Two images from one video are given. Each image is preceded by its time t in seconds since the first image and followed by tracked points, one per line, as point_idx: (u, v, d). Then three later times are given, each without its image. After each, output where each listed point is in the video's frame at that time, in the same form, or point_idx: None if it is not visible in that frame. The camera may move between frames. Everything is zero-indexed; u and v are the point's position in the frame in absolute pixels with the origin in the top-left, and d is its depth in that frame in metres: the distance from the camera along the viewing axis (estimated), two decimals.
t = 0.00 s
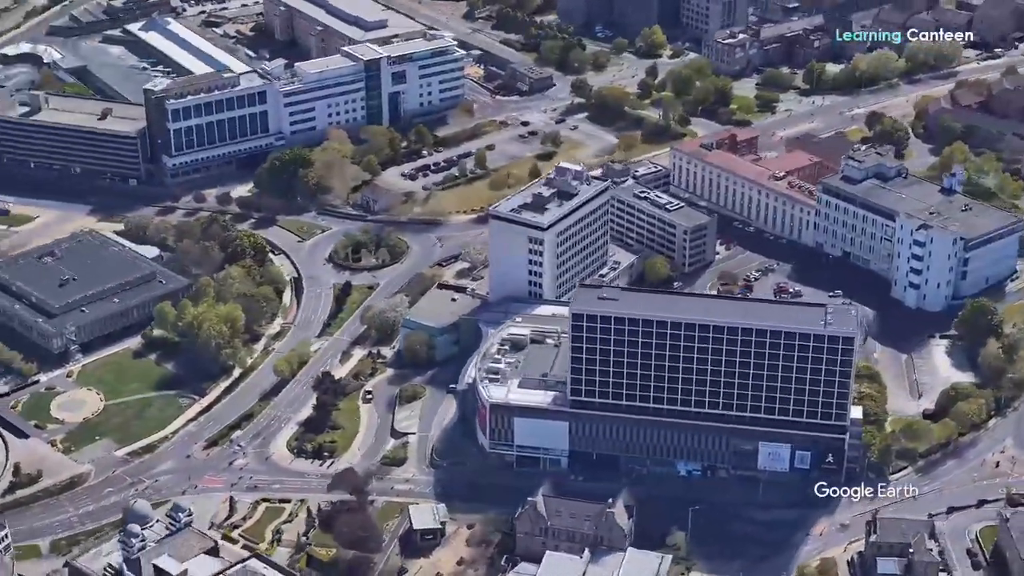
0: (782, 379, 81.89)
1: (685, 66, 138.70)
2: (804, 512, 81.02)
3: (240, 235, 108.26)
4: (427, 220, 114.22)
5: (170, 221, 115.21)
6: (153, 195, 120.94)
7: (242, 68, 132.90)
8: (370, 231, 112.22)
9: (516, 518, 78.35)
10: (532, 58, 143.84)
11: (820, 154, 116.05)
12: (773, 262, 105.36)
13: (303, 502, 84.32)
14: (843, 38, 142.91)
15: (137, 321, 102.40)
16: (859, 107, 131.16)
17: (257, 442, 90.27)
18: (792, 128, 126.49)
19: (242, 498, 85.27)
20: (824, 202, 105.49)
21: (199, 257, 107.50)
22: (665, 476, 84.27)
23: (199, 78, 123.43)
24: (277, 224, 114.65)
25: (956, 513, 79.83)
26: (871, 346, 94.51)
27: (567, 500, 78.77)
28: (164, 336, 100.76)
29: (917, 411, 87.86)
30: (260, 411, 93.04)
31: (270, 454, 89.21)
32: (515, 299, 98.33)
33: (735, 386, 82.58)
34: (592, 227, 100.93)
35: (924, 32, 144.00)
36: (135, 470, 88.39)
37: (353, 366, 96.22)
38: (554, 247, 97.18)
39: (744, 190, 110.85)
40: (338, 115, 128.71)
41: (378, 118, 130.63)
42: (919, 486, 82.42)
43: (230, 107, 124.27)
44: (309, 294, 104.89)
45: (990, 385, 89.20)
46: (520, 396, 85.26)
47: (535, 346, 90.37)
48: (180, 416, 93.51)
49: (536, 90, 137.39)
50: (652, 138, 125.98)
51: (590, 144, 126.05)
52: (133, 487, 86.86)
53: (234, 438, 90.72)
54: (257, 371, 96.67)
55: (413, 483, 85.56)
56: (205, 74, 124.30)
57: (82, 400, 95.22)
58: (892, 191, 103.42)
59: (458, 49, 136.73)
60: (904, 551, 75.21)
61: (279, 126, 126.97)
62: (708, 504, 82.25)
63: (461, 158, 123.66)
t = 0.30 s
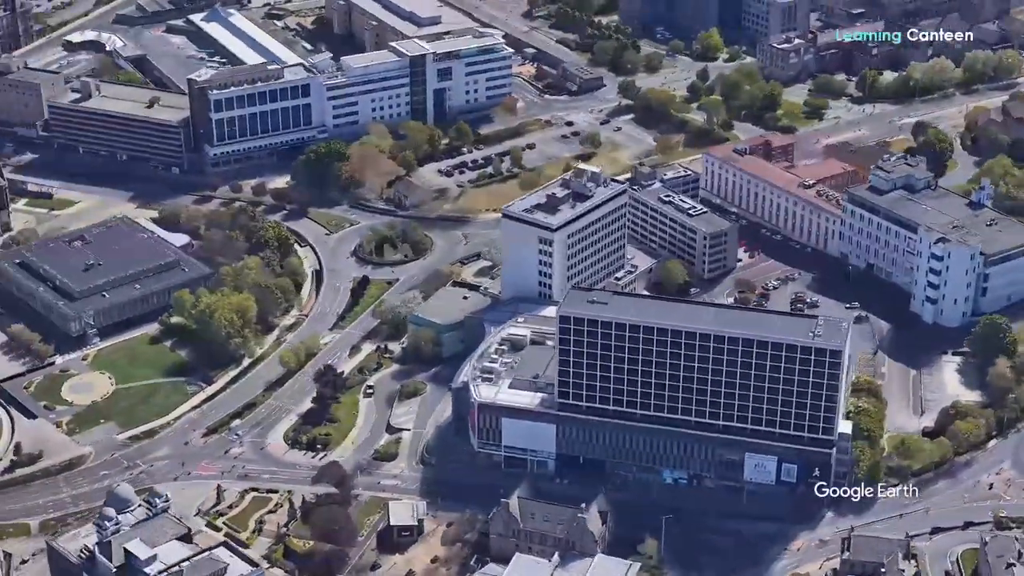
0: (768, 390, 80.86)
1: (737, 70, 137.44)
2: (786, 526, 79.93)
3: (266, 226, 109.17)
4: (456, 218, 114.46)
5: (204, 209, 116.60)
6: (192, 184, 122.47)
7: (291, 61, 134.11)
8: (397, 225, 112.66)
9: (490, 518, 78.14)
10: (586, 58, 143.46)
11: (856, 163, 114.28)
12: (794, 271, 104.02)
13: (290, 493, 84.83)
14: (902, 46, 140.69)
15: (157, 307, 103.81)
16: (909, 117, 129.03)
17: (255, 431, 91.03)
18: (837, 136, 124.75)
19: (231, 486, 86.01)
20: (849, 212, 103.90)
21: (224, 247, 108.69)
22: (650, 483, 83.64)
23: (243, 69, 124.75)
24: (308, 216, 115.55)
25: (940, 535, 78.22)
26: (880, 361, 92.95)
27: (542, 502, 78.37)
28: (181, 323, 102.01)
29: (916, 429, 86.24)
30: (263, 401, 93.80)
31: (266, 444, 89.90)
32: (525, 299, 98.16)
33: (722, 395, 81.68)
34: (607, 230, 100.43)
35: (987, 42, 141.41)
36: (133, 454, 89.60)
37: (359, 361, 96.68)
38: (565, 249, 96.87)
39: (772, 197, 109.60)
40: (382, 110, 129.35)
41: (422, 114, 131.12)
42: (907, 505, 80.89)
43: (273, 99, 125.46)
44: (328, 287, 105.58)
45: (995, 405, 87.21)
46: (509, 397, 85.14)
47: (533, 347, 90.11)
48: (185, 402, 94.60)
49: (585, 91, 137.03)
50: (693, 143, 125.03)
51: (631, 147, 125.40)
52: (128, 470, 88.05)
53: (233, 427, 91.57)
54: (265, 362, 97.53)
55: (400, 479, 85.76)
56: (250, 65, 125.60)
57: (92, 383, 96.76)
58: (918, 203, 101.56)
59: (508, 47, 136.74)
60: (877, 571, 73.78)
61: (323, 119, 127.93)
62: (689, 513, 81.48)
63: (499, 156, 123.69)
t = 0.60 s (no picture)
0: (752, 401, 79.76)
1: (792, 76, 135.74)
2: (765, 539, 78.80)
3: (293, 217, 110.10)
4: (486, 216, 114.52)
5: (240, 199, 117.91)
6: (235, 173, 123.90)
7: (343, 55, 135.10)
8: (427, 222, 112.96)
9: (463, 518, 78.07)
10: (643, 60, 142.65)
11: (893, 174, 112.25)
12: (816, 282, 102.49)
13: (278, 483, 85.48)
14: (964, 56, 137.98)
15: (179, 294, 105.16)
16: (962, 128, 126.49)
17: (256, 421, 91.85)
18: (883, 145, 122.66)
19: (223, 474, 86.87)
20: (874, 223, 102.13)
21: (252, 237, 109.81)
22: (634, 489, 82.95)
23: (289, 62, 125.94)
24: (341, 209, 116.33)
25: (919, 555, 76.59)
26: (887, 376, 91.27)
27: (516, 504, 78.12)
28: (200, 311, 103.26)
29: (912, 447, 84.53)
30: (268, 390, 94.60)
31: (264, 434, 90.66)
32: (535, 300, 97.94)
33: (706, 404, 80.72)
34: (623, 233, 99.78)
35: None
36: (133, 438, 90.88)
37: (367, 355, 97.13)
38: (576, 251, 96.47)
39: (802, 206, 108.12)
40: (428, 106, 129.80)
41: (469, 111, 131.34)
42: (891, 524, 79.34)
43: (319, 92, 126.49)
44: (349, 279, 106.18)
45: (996, 426, 85.20)
46: (498, 397, 84.92)
47: (531, 347, 89.78)
48: (193, 388, 95.74)
49: (636, 92, 136.26)
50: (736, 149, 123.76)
51: (673, 150, 124.46)
52: (126, 453, 89.33)
53: (234, 415, 92.49)
54: (276, 352, 98.39)
55: (389, 474, 86.04)
56: (297, 58, 126.76)
57: (106, 366, 98.31)
58: (943, 217, 99.47)
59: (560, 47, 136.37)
60: None
61: (368, 113, 128.72)
62: (669, 521, 80.69)
63: (539, 156, 123.49)
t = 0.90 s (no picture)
0: (732, 412, 78.60)
1: (850, 84, 133.68)
2: (739, 552, 77.76)
3: (323, 209, 111.00)
4: (518, 215, 114.46)
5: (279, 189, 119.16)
6: (279, 164, 125.23)
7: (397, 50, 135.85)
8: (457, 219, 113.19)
9: (434, 516, 78.14)
10: (702, 63, 141.47)
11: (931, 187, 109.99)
12: (837, 294, 100.78)
13: (267, 472, 86.28)
14: None
15: (204, 281, 106.56)
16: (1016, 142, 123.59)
17: (257, 410, 92.76)
18: (930, 157, 120.30)
19: (217, 460, 87.88)
20: (898, 236, 100.13)
21: (282, 228, 110.92)
22: (615, 495, 82.31)
23: (338, 55, 126.99)
24: (376, 203, 117.00)
25: None
26: (891, 394, 89.51)
27: (487, 504, 78.02)
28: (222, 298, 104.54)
29: (904, 466, 82.87)
30: (274, 380, 95.44)
31: (263, 422, 91.54)
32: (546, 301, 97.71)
33: (688, 413, 79.71)
34: (640, 237, 99.05)
35: None
36: (137, 421, 92.31)
37: (376, 349, 97.66)
38: (587, 254, 96.03)
39: (831, 216, 106.40)
40: (476, 103, 130.08)
41: (518, 110, 131.35)
42: (869, 543, 77.90)
43: (366, 86, 127.35)
44: (372, 272, 106.75)
45: (993, 448, 83.21)
46: (486, 396, 84.78)
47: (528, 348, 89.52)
48: (203, 374, 96.99)
49: (690, 96, 135.19)
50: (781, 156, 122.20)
51: (717, 156, 123.29)
52: (127, 436, 90.79)
53: (238, 402, 93.49)
54: (289, 342, 99.31)
55: (377, 468, 86.43)
56: (346, 52, 127.77)
57: (123, 349, 99.99)
58: (968, 232, 97.16)
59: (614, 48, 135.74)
60: None
61: (416, 109, 129.34)
62: (645, 529, 79.95)
63: (581, 157, 123.11)
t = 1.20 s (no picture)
0: (708, 422, 77.73)
1: (912, 95, 131.15)
2: (708, 565, 76.90)
3: (356, 202, 111.86)
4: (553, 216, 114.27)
5: (322, 182, 120.39)
6: (328, 156, 126.50)
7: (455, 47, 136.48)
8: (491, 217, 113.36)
9: (405, 510, 78.42)
10: (766, 70, 139.85)
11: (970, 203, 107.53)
12: (856, 309, 99.07)
13: (259, 459, 87.31)
14: None
15: (233, 269, 108.06)
16: None
17: (261, 397, 93.88)
18: (981, 173, 117.63)
19: (213, 445, 89.14)
20: (922, 252, 98.13)
21: (315, 220, 112.07)
22: (594, 501, 81.88)
23: (391, 51, 127.94)
24: (414, 199, 117.67)
25: None
26: (893, 412, 87.74)
27: (457, 502, 78.09)
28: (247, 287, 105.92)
29: (891, 486, 81.30)
30: (283, 368, 96.44)
31: (264, 410, 92.61)
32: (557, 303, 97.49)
33: (665, 422, 79.01)
34: (656, 242, 98.35)
35: None
36: (144, 403, 94.00)
37: (387, 343, 98.25)
38: (599, 257, 95.56)
39: (861, 229, 104.63)
40: (529, 103, 130.15)
41: (571, 111, 131.14)
42: (841, 562, 76.56)
43: (418, 83, 128.11)
44: (397, 267, 107.40)
45: (985, 472, 81.21)
46: (473, 395, 84.85)
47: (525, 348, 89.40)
48: (216, 360, 98.38)
49: (748, 103, 133.74)
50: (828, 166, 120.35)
51: (764, 164, 121.84)
52: (132, 417, 92.49)
53: (244, 389, 94.70)
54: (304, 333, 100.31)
55: (366, 461, 87.03)
56: (400, 48, 128.64)
57: (144, 332, 101.82)
58: (991, 250, 94.83)
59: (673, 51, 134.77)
60: None
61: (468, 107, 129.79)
62: (617, 536, 79.45)
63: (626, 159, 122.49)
